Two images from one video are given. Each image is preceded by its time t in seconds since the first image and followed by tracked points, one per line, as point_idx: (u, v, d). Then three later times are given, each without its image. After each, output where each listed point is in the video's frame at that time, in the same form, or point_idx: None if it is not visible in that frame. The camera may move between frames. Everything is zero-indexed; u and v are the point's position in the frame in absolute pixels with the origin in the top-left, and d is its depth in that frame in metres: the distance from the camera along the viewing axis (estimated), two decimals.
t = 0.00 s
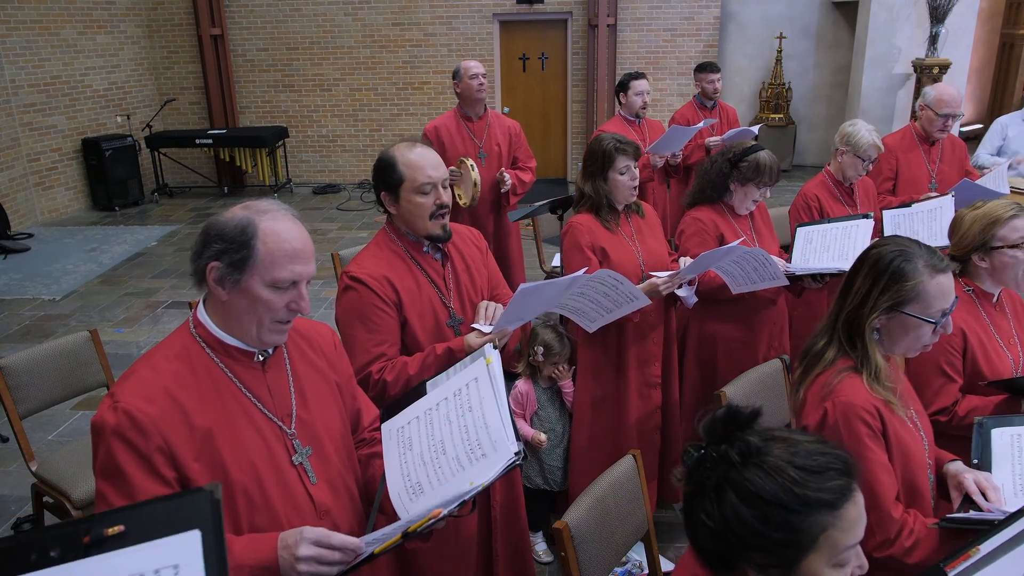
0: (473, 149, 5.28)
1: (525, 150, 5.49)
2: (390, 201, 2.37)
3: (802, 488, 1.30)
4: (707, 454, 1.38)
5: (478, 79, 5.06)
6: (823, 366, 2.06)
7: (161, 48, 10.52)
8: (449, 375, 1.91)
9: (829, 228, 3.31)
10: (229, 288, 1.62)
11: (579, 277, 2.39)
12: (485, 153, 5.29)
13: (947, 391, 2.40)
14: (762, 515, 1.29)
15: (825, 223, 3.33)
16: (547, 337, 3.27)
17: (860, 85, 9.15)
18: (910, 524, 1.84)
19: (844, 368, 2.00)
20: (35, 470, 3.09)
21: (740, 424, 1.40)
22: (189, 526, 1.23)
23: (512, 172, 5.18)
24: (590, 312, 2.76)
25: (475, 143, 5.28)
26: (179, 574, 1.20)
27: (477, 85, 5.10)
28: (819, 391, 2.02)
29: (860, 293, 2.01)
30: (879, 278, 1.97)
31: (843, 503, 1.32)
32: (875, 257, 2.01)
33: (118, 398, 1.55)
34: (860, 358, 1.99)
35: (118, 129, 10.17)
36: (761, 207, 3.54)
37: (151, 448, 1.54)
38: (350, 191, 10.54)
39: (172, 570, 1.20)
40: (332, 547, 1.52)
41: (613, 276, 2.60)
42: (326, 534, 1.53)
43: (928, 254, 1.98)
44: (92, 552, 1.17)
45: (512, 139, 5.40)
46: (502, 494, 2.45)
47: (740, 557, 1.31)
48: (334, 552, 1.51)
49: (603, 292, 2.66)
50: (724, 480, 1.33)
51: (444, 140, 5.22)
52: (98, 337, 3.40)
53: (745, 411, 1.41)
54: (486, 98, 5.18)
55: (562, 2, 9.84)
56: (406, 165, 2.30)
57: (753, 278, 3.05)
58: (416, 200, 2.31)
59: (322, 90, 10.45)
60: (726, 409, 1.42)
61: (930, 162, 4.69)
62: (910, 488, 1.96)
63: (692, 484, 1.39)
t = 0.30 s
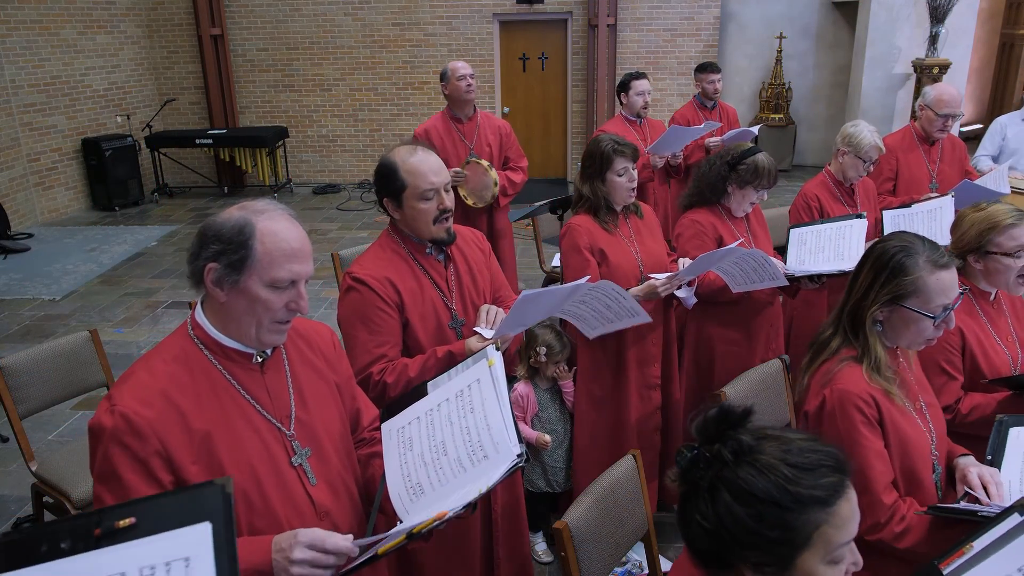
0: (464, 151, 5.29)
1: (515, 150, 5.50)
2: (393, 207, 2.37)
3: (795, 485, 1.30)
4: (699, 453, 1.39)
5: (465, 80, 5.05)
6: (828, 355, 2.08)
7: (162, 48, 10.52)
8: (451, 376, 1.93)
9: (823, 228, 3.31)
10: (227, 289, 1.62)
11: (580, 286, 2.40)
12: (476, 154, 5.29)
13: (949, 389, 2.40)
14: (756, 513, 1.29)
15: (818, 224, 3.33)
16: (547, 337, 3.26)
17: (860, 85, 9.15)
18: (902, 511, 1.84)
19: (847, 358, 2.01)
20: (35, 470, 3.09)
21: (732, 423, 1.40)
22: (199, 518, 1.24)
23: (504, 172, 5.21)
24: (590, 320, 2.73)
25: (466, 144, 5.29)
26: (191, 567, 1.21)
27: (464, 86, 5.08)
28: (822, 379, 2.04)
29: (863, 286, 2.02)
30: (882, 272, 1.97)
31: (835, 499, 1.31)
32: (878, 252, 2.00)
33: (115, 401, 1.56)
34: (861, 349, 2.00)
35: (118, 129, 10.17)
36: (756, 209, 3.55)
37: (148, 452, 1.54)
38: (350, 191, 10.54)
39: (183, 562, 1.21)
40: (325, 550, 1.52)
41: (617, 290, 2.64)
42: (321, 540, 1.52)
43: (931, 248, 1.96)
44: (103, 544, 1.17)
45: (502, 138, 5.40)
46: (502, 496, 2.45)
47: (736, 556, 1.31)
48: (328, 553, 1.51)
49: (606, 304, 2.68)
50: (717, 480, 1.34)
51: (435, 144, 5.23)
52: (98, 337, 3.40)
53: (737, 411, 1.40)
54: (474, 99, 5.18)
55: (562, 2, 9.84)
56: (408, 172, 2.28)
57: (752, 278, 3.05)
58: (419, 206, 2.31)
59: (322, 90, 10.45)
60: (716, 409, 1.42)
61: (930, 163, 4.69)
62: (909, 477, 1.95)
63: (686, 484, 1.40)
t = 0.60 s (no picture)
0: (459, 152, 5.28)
1: (511, 149, 5.49)
2: (395, 202, 2.37)
3: (788, 483, 1.30)
4: (692, 455, 1.39)
5: (459, 81, 5.06)
6: (834, 349, 2.07)
7: (162, 48, 10.52)
8: (454, 372, 1.89)
9: (824, 228, 3.31)
10: (228, 293, 1.62)
11: (583, 278, 2.41)
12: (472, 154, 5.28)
13: (947, 383, 2.41)
14: (750, 513, 1.29)
15: (822, 224, 3.33)
16: (546, 338, 3.24)
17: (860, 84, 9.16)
18: (906, 500, 1.85)
19: (854, 350, 2.00)
20: (35, 470, 3.08)
21: (723, 424, 1.40)
22: (193, 504, 1.25)
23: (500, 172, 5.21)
24: (590, 326, 2.76)
25: (462, 146, 5.26)
26: (185, 552, 1.22)
27: (458, 87, 5.10)
28: (829, 370, 2.03)
29: (870, 278, 2.02)
30: (889, 265, 1.97)
31: (830, 496, 1.32)
32: (884, 246, 2.01)
33: (116, 403, 1.56)
34: (869, 342, 1.99)
35: (118, 129, 10.17)
36: (757, 207, 3.55)
37: (150, 455, 1.54)
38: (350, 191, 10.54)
39: (177, 548, 1.22)
40: (333, 557, 1.52)
41: (618, 285, 2.63)
42: (329, 545, 1.52)
43: (936, 241, 1.98)
44: (102, 538, 1.17)
45: (497, 139, 5.40)
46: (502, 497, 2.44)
47: (731, 556, 1.31)
48: (338, 551, 1.52)
49: (605, 303, 2.68)
50: (711, 480, 1.34)
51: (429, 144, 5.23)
52: (98, 337, 3.40)
53: (727, 410, 1.41)
54: (468, 99, 5.18)
55: (562, 2, 9.85)
56: (412, 168, 2.28)
57: (753, 277, 3.04)
58: (422, 202, 2.31)
59: (323, 90, 10.45)
60: (708, 410, 1.42)
61: (931, 163, 4.69)
62: (913, 470, 1.95)
63: (680, 485, 1.40)
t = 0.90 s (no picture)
0: (459, 153, 5.27)
1: (509, 149, 5.49)
2: (391, 203, 2.37)
3: (786, 488, 1.30)
4: (687, 461, 1.38)
5: (456, 82, 5.04)
6: (837, 353, 2.07)
7: (161, 48, 10.53)
8: (468, 366, 1.90)
9: (831, 227, 3.30)
10: (227, 294, 1.63)
11: (581, 283, 2.41)
12: (471, 156, 5.28)
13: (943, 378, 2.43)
14: (746, 518, 1.28)
15: (827, 224, 3.32)
16: (544, 339, 3.23)
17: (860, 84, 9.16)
18: (903, 506, 1.85)
19: (858, 354, 2.00)
20: (35, 470, 3.08)
21: (720, 427, 1.39)
22: (203, 518, 1.24)
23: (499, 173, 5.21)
24: (590, 317, 2.78)
25: (460, 147, 5.27)
26: (196, 568, 1.20)
27: (455, 87, 5.07)
28: (831, 375, 2.03)
29: (872, 281, 2.02)
30: (889, 265, 1.97)
31: (827, 500, 1.32)
32: (883, 247, 2.01)
33: (119, 405, 1.56)
34: (874, 346, 1.99)
35: (118, 129, 10.17)
36: (763, 206, 3.53)
37: (155, 456, 1.54)
38: (350, 191, 10.54)
39: (188, 564, 1.20)
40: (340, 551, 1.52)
41: (615, 285, 2.61)
42: (334, 538, 1.52)
43: (933, 238, 1.98)
44: (109, 550, 1.17)
45: (496, 138, 5.40)
46: (502, 497, 2.43)
47: (726, 560, 1.30)
48: (341, 535, 1.51)
49: (603, 297, 2.67)
50: (705, 484, 1.33)
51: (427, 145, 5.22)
52: (98, 337, 3.40)
53: (724, 414, 1.40)
54: (466, 100, 5.16)
55: (562, 2, 9.84)
56: (410, 168, 2.29)
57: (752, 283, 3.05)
58: (419, 203, 2.31)
59: (323, 90, 10.45)
60: (704, 413, 1.42)
61: (931, 163, 4.69)
62: (914, 472, 1.95)
63: (673, 488, 1.39)
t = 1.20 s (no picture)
0: (459, 153, 5.27)
1: (509, 149, 5.49)
2: (382, 208, 2.37)
3: (767, 487, 1.29)
4: (667, 467, 1.39)
5: (456, 82, 5.05)
6: (831, 361, 2.06)
7: (161, 48, 10.53)
8: (463, 355, 1.88)
9: (836, 226, 3.31)
10: (225, 294, 1.63)
11: (573, 285, 2.40)
12: (471, 156, 5.29)
13: (941, 378, 2.43)
14: (728, 520, 1.27)
15: (831, 223, 3.33)
16: (542, 339, 3.22)
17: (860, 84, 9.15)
18: (901, 516, 1.84)
19: (853, 362, 1.99)
20: (35, 470, 3.08)
21: (697, 429, 1.40)
22: (226, 532, 1.22)
23: (498, 173, 5.21)
24: (586, 319, 2.79)
25: (460, 147, 5.27)
26: None
27: (455, 88, 5.07)
28: (825, 384, 2.02)
29: (865, 286, 2.01)
30: (883, 269, 1.97)
31: (807, 497, 1.32)
32: (874, 250, 2.01)
33: (122, 405, 1.56)
34: (870, 353, 1.98)
35: (118, 129, 10.17)
36: (770, 203, 3.51)
37: (158, 454, 1.54)
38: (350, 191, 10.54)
39: None
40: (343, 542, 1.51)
41: (610, 288, 2.61)
42: (338, 532, 1.52)
43: (923, 240, 1.99)
44: (125, 554, 1.16)
45: (496, 139, 5.40)
46: (501, 498, 2.43)
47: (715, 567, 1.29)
48: (345, 529, 1.51)
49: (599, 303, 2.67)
50: (686, 490, 1.33)
51: (427, 145, 5.23)
52: (99, 337, 3.40)
53: (699, 417, 1.41)
54: (466, 100, 5.17)
55: (561, 2, 9.84)
56: (397, 174, 2.27)
57: (747, 298, 3.10)
58: (408, 208, 2.31)
59: (323, 90, 10.46)
60: (679, 419, 1.42)
61: (931, 163, 4.69)
62: (910, 482, 1.94)
63: (653, 499, 1.39)
